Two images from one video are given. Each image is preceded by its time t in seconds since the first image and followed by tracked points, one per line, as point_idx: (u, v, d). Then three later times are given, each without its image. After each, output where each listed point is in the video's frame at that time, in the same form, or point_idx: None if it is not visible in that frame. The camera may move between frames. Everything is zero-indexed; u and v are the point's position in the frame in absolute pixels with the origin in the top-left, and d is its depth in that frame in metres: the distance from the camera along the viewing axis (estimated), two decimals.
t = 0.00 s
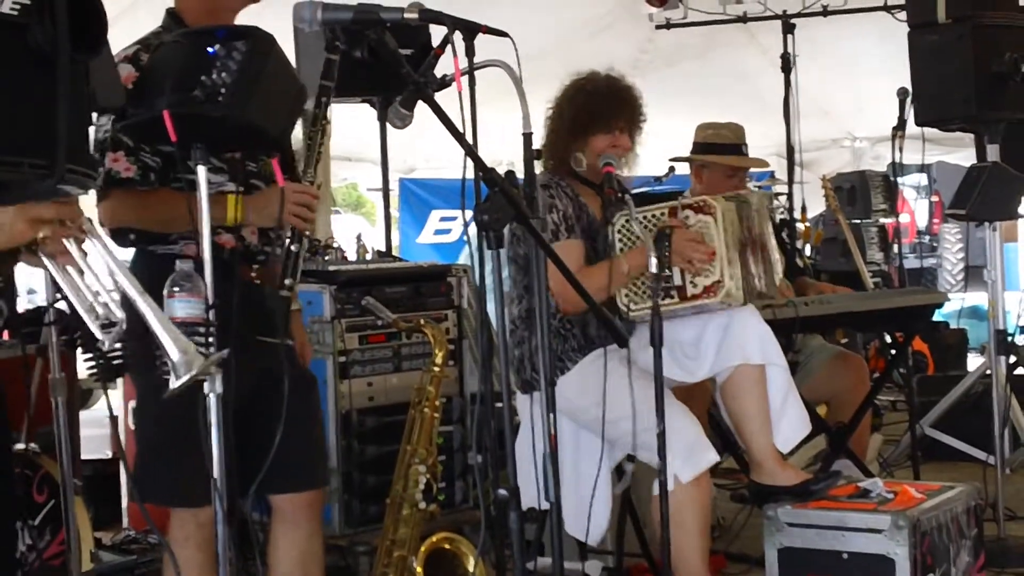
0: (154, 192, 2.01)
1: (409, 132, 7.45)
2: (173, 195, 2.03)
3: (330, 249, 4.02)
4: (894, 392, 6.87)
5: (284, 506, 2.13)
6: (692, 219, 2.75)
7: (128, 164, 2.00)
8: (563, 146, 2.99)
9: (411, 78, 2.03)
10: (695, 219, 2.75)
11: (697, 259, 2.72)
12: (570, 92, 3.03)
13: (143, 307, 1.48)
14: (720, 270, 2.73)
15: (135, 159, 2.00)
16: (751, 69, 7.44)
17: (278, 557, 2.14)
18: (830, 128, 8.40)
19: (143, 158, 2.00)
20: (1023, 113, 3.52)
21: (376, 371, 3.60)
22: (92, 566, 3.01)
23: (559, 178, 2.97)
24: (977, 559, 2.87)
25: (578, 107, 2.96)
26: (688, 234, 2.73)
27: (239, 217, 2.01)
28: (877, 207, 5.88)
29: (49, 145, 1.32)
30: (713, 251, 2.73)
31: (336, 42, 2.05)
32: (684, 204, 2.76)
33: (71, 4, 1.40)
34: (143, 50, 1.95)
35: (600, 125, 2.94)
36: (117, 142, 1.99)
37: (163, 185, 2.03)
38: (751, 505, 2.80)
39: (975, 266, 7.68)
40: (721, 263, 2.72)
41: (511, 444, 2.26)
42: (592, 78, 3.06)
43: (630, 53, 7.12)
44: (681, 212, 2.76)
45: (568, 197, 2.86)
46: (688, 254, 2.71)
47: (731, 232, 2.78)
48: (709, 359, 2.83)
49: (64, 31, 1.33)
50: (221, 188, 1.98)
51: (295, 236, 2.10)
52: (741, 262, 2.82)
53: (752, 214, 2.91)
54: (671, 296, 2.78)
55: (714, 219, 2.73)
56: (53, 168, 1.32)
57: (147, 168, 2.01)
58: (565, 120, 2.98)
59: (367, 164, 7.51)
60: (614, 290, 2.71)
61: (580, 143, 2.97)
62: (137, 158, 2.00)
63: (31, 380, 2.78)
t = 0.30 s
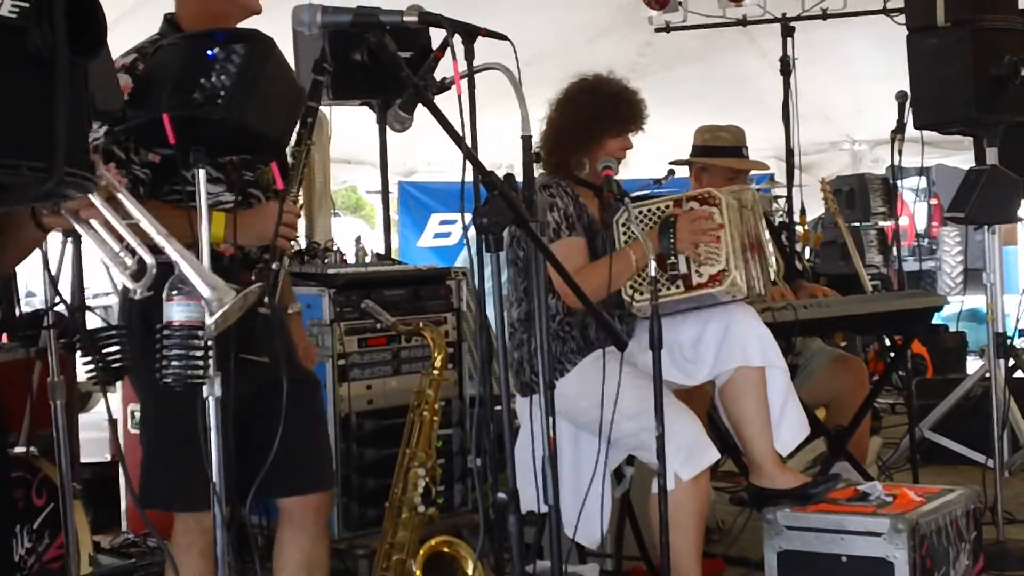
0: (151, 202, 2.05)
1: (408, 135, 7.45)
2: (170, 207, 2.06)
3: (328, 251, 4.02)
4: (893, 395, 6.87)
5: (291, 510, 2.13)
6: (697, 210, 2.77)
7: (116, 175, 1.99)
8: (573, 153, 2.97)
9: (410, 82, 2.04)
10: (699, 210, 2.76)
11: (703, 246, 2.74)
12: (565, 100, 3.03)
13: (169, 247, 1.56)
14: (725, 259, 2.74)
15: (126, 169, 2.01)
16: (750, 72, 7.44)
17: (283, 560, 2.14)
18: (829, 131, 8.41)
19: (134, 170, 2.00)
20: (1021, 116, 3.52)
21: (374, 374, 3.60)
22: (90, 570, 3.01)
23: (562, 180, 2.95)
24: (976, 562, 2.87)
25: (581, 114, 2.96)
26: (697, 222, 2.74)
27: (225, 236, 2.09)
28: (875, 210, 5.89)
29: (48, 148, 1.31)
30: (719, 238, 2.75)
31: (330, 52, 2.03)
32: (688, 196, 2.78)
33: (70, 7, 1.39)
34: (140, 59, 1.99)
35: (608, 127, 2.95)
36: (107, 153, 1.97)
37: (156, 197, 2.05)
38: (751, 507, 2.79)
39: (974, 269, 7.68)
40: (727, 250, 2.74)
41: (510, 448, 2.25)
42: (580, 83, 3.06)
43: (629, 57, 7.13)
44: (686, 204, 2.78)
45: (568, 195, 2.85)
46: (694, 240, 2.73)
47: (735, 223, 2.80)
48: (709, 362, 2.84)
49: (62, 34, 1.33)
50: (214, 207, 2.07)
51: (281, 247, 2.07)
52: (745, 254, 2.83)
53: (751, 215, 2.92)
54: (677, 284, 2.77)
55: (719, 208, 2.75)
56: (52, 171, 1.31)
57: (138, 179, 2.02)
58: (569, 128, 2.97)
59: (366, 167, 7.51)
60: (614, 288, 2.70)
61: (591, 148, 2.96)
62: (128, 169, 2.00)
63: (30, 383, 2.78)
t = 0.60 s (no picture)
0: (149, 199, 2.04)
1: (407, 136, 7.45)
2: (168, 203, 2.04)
3: (328, 252, 4.02)
4: (891, 397, 6.87)
5: (281, 509, 2.13)
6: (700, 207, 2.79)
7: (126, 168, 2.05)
8: (575, 155, 2.98)
9: (409, 82, 2.02)
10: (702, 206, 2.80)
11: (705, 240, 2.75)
12: (564, 102, 3.03)
13: (192, 156, 1.55)
14: (728, 255, 2.78)
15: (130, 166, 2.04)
16: (749, 74, 7.45)
17: (277, 559, 2.14)
18: (828, 133, 8.42)
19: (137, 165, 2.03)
20: (1020, 118, 3.53)
21: (373, 375, 3.60)
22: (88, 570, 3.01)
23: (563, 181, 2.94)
24: (973, 563, 2.87)
25: (583, 115, 2.96)
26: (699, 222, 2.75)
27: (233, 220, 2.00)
28: (874, 212, 5.88)
29: (46, 148, 1.31)
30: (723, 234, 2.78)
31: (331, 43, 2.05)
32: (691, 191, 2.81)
33: (69, 7, 1.39)
34: (139, 54, 1.98)
35: (611, 129, 2.95)
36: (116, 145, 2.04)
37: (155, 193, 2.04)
38: (749, 508, 2.79)
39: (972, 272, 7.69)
40: (729, 245, 2.78)
41: (508, 449, 2.25)
42: (580, 84, 3.06)
43: (628, 58, 7.14)
44: (689, 201, 2.81)
45: (568, 194, 2.84)
46: (697, 234, 2.74)
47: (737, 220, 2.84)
48: (708, 363, 2.83)
49: (61, 33, 1.33)
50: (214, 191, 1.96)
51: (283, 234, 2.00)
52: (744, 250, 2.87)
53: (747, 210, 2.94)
54: (681, 280, 2.79)
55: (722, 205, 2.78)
56: (50, 170, 1.31)
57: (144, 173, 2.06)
58: (571, 129, 2.97)
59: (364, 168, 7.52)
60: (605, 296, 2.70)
61: (594, 150, 2.97)
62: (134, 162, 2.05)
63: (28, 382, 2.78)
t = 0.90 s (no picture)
0: (143, 196, 2.01)
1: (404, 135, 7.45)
2: (162, 200, 2.03)
3: (324, 250, 4.02)
4: (888, 397, 6.88)
5: (279, 508, 2.12)
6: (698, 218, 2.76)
7: (114, 172, 2.00)
8: (571, 154, 2.98)
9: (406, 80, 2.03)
10: (700, 217, 2.76)
11: (703, 255, 2.73)
12: (562, 101, 3.02)
13: (189, 107, 1.60)
14: (728, 269, 2.75)
15: (123, 166, 2.01)
16: (746, 73, 7.45)
17: (274, 556, 2.13)
18: (825, 132, 8.42)
19: (129, 166, 2.01)
20: (1017, 117, 3.53)
21: (370, 374, 3.60)
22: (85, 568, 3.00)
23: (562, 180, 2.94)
24: (969, 562, 2.87)
25: (580, 114, 2.96)
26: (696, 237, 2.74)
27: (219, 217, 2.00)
28: (871, 212, 5.88)
29: (43, 145, 1.31)
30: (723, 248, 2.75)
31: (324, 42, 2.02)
32: (688, 203, 2.77)
33: (66, 4, 1.39)
34: (136, 55, 1.94)
35: (608, 129, 2.96)
36: (104, 149, 1.99)
37: (149, 190, 2.02)
38: (746, 507, 2.80)
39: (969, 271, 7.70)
40: (730, 259, 2.74)
41: (505, 447, 2.25)
42: (578, 82, 3.06)
43: (626, 58, 7.14)
44: (688, 212, 2.78)
45: (568, 195, 2.83)
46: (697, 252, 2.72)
47: (737, 226, 2.80)
48: (704, 363, 2.83)
49: (58, 31, 1.32)
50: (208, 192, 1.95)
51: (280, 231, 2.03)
52: (745, 256, 2.83)
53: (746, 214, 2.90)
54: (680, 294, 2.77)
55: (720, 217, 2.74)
56: (46, 167, 1.31)
57: (132, 176, 2.02)
58: (567, 128, 2.97)
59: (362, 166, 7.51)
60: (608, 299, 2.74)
61: (591, 149, 2.97)
62: (122, 166, 2.01)
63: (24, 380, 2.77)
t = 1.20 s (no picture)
0: (142, 182, 2.01)
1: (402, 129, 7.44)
2: (159, 184, 2.01)
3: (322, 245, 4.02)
4: (886, 393, 6.88)
5: (276, 502, 2.12)
6: (700, 221, 2.74)
7: (116, 157, 2.00)
8: (573, 148, 2.97)
9: (404, 74, 2.00)
10: (702, 220, 2.74)
11: (705, 261, 2.72)
12: (570, 95, 3.02)
13: (188, 96, 1.64)
14: (730, 274, 2.74)
15: (125, 151, 2.01)
16: (745, 69, 7.44)
17: (268, 552, 2.13)
18: (823, 129, 8.42)
19: (130, 151, 2.00)
20: (1016, 114, 3.52)
21: (367, 368, 3.59)
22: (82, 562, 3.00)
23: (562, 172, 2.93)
24: (967, 558, 2.88)
25: (586, 110, 2.96)
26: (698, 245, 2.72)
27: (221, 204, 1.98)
28: (869, 209, 5.87)
29: (39, 136, 1.30)
30: (724, 251, 2.74)
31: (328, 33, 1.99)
32: (690, 205, 2.75)
33: None
34: (133, 43, 1.95)
35: (613, 126, 2.96)
36: (105, 134, 1.99)
37: (151, 176, 2.02)
38: (743, 503, 2.80)
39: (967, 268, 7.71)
40: (731, 264, 2.74)
41: (503, 442, 2.24)
42: (586, 78, 3.07)
43: (624, 54, 7.13)
44: (689, 214, 2.75)
45: (565, 188, 2.82)
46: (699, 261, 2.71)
47: (738, 227, 2.78)
48: (703, 358, 2.83)
49: (54, 23, 1.31)
50: (206, 177, 1.97)
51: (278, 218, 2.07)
52: (745, 254, 2.82)
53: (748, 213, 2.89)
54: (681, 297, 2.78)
55: (723, 220, 2.72)
56: (43, 159, 1.30)
57: (134, 162, 2.01)
58: (571, 122, 2.97)
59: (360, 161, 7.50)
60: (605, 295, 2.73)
61: (594, 146, 2.96)
62: (124, 151, 2.00)
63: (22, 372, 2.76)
